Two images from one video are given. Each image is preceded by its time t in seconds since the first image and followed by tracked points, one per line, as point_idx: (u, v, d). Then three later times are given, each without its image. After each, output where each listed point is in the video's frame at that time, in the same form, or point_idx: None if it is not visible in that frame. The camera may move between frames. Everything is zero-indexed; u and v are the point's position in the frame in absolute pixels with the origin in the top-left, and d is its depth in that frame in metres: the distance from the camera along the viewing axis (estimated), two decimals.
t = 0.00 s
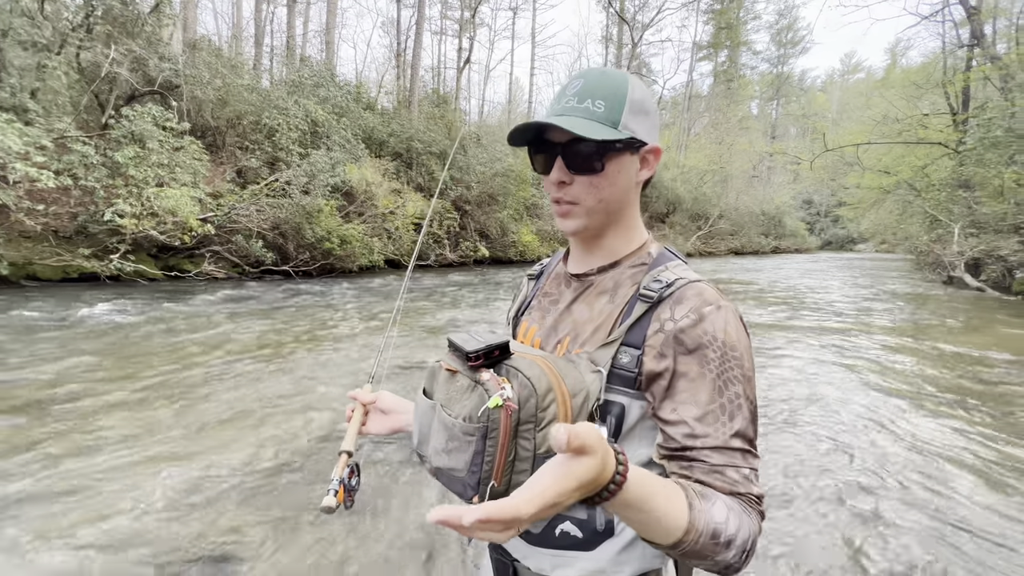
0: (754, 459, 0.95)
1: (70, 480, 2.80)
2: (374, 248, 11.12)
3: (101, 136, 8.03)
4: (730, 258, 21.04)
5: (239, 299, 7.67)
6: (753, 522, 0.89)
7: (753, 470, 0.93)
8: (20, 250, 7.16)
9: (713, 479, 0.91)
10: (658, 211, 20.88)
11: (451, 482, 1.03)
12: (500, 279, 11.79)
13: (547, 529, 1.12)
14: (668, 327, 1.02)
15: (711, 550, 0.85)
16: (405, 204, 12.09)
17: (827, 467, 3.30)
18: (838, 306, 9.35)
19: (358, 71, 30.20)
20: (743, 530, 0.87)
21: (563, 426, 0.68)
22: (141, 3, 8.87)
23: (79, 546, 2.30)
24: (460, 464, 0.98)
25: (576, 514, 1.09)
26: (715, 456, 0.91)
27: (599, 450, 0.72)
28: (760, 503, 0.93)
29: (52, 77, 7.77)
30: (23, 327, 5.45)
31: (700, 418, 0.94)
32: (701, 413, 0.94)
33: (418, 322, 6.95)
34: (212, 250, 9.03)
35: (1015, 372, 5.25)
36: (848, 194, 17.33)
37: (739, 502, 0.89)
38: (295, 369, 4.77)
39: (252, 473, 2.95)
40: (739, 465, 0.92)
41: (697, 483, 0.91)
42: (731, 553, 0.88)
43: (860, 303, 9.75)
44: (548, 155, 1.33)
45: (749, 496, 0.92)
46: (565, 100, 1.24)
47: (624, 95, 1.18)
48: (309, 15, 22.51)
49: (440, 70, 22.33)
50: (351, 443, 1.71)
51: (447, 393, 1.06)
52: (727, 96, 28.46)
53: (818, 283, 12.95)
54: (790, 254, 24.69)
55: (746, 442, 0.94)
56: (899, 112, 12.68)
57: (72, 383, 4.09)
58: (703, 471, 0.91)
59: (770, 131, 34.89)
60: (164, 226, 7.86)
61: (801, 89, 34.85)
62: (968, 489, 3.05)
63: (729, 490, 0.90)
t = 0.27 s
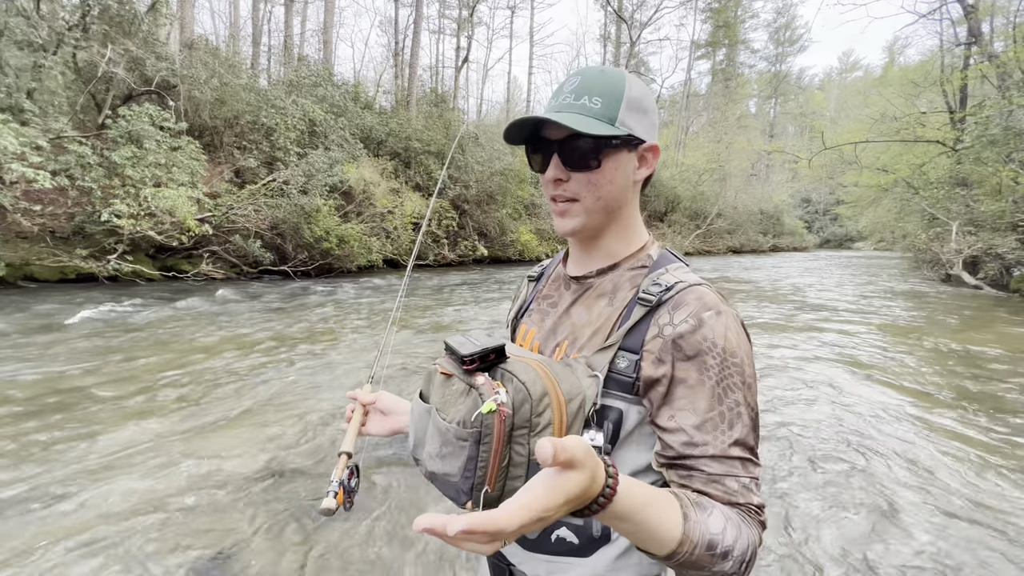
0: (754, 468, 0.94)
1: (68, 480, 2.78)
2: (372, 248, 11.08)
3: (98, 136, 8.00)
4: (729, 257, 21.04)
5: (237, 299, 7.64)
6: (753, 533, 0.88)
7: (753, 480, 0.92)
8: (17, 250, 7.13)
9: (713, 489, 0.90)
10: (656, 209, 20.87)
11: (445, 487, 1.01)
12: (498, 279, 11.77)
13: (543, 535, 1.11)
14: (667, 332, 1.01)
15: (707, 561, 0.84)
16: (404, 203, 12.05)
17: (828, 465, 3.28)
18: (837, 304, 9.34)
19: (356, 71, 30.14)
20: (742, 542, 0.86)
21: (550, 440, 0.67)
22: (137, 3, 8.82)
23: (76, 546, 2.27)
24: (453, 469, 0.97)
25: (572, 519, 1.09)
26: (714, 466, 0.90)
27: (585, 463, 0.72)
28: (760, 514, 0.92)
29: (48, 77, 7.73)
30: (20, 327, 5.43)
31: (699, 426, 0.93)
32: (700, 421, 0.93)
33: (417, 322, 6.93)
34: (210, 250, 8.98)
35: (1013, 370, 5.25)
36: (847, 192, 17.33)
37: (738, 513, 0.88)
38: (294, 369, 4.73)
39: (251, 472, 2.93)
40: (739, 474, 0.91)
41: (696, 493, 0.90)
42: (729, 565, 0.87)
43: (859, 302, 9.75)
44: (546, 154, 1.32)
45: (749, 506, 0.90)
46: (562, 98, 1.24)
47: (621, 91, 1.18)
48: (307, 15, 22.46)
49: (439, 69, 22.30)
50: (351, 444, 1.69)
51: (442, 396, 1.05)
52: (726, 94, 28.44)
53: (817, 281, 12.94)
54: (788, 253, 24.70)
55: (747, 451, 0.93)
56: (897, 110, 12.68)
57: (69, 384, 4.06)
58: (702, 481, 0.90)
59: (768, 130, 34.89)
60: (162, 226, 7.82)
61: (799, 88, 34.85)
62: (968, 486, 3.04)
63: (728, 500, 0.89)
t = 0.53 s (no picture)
0: (756, 476, 0.91)
1: (68, 483, 2.76)
2: (372, 247, 11.06)
3: (97, 136, 7.98)
4: (729, 255, 21.03)
5: (236, 300, 7.62)
6: (754, 543, 0.86)
7: (754, 487, 0.90)
8: (17, 251, 7.11)
9: (713, 497, 0.87)
10: (656, 208, 20.85)
11: (442, 493, 1.00)
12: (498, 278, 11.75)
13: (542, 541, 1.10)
14: (666, 335, 0.99)
15: (707, 572, 0.82)
16: (403, 203, 12.01)
17: (830, 463, 3.27)
18: (838, 302, 9.33)
19: (355, 70, 30.08)
20: (742, 553, 0.84)
21: (539, 453, 0.66)
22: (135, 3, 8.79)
23: (76, 549, 2.26)
24: (450, 476, 0.95)
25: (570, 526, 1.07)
26: (715, 474, 0.88)
27: (579, 476, 0.70)
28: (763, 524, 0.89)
29: (47, 78, 7.71)
30: (20, 329, 5.41)
31: (699, 432, 0.91)
32: (700, 427, 0.91)
33: (417, 321, 6.91)
34: (210, 250, 8.96)
35: (1015, 367, 5.22)
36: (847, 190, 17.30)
37: (738, 523, 0.86)
38: (294, 369, 4.72)
39: (252, 475, 2.91)
40: (741, 482, 0.88)
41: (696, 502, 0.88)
42: None
43: (860, 299, 9.73)
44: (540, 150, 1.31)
45: (751, 515, 0.88)
46: (556, 94, 1.24)
47: (613, 86, 1.16)
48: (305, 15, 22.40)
49: (438, 68, 22.25)
50: (352, 446, 1.67)
51: (439, 402, 1.03)
52: (725, 92, 28.41)
53: (817, 279, 12.93)
54: (789, 251, 24.68)
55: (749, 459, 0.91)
56: (897, 108, 12.64)
57: (68, 385, 4.04)
58: (702, 489, 0.88)
59: (767, 128, 34.84)
60: (161, 227, 7.80)
61: (799, 85, 34.76)
62: (969, 483, 3.03)
63: (729, 509, 0.87)
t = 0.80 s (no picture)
0: (759, 483, 0.89)
1: (68, 482, 2.73)
2: (373, 247, 11.04)
3: (97, 137, 7.97)
4: (730, 253, 20.98)
5: (237, 300, 7.60)
6: (754, 553, 0.84)
7: (757, 495, 0.87)
8: (18, 252, 7.09)
9: (714, 506, 0.85)
10: (657, 206, 20.83)
11: (438, 496, 0.98)
12: (499, 277, 11.73)
13: (540, 547, 1.08)
14: (666, 336, 0.97)
15: None
16: (403, 202, 11.97)
17: (838, 461, 3.23)
18: (840, 299, 9.30)
19: (355, 69, 30.00)
20: (741, 564, 0.81)
21: (517, 466, 0.64)
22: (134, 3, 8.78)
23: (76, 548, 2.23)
24: (445, 478, 0.94)
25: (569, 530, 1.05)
26: (716, 480, 0.86)
27: (562, 487, 0.68)
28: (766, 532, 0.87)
29: (47, 78, 7.69)
30: (22, 330, 5.39)
31: (698, 437, 0.89)
32: (700, 432, 0.88)
33: (419, 321, 6.89)
34: (211, 251, 8.94)
35: (1018, 363, 5.20)
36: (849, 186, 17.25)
37: (738, 533, 0.84)
38: (294, 369, 4.70)
39: (254, 473, 2.89)
40: (743, 490, 0.86)
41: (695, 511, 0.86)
42: None
43: (862, 296, 9.70)
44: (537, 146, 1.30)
45: (753, 525, 0.86)
46: (553, 89, 1.23)
47: (610, 78, 1.14)
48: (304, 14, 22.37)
49: (437, 67, 22.21)
50: (358, 449, 1.64)
51: (436, 403, 1.01)
52: (726, 89, 28.32)
53: (819, 277, 12.89)
54: (790, 248, 24.64)
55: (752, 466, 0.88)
56: (898, 104, 12.58)
57: (70, 385, 4.02)
58: (702, 497, 0.86)
59: (768, 125, 34.75)
60: (162, 227, 7.79)
61: (799, 83, 34.65)
62: (976, 479, 3.01)
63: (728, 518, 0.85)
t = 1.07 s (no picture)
0: (761, 494, 0.85)
1: (68, 482, 2.71)
2: (374, 246, 11.02)
3: (98, 138, 7.97)
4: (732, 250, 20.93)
5: (239, 300, 7.59)
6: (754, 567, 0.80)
7: (757, 506, 0.84)
8: (19, 253, 7.08)
9: (711, 516, 0.82)
10: (659, 204, 20.77)
11: (430, 493, 0.98)
12: (501, 275, 11.71)
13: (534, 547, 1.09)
14: (666, 339, 0.94)
15: None
16: (404, 201, 11.94)
17: (846, 459, 3.19)
18: (843, 296, 9.27)
19: (354, 68, 29.94)
20: None
21: (486, 485, 0.63)
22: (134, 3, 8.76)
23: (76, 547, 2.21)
24: (436, 476, 0.93)
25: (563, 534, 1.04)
26: (714, 490, 0.83)
27: (537, 505, 0.67)
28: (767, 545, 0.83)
29: (48, 79, 7.67)
30: (23, 330, 5.38)
31: (697, 445, 0.85)
32: (698, 440, 0.85)
33: (421, 320, 6.88)
34: (212, 251, 8.93)
35: None
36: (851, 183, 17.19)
37: (735, 547, 0.80)
38: (296, 368, 4.66)
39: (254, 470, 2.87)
40: (743, 501, 0.82)
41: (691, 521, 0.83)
42: None
43: (865, 294, 9.65)
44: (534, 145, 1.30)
45: (753, 538, 0.82)
46: (549, 87, 1.22)
47: (604, 74, 1.11)
48: (304, 14, 22.32)
49: (438, 66, 22.17)
50: (367, 445, 1.62)
51: (432, 399, 1.00)
52: (727, 86, 28.19)
53: (822, 274, 12.84)
54: (792, 246, 24.58)
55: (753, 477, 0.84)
56: (901, 100, 12.51)
57: (71, 385, 4.01)
58: (699, 507, 0.83)
59: (769, 122, 34.63)
60: (163, 228, 7.78)
61: (800, 79, 34.49)
62: (985, 477, 2.97)
63: (726, 530, 0.82)
